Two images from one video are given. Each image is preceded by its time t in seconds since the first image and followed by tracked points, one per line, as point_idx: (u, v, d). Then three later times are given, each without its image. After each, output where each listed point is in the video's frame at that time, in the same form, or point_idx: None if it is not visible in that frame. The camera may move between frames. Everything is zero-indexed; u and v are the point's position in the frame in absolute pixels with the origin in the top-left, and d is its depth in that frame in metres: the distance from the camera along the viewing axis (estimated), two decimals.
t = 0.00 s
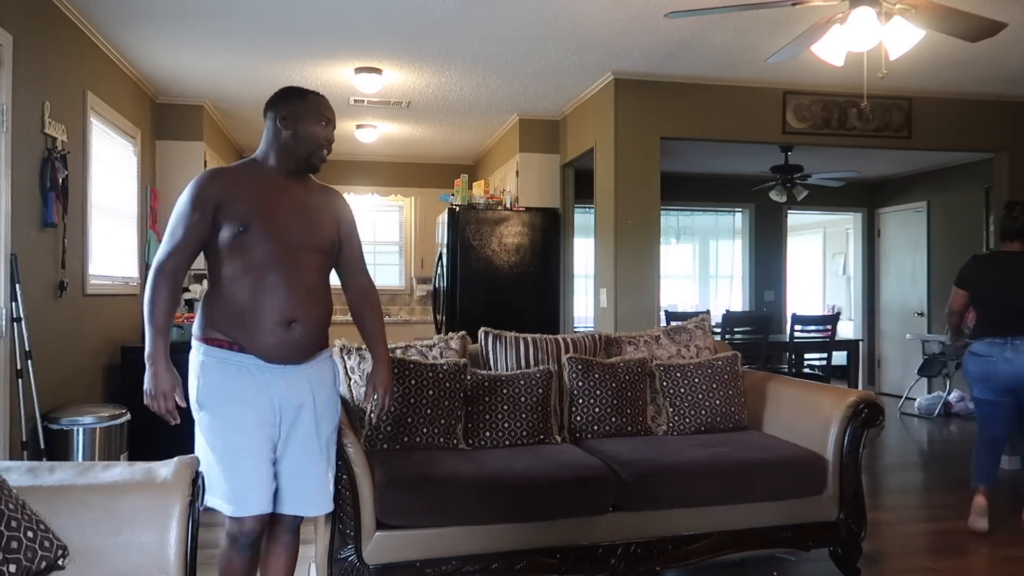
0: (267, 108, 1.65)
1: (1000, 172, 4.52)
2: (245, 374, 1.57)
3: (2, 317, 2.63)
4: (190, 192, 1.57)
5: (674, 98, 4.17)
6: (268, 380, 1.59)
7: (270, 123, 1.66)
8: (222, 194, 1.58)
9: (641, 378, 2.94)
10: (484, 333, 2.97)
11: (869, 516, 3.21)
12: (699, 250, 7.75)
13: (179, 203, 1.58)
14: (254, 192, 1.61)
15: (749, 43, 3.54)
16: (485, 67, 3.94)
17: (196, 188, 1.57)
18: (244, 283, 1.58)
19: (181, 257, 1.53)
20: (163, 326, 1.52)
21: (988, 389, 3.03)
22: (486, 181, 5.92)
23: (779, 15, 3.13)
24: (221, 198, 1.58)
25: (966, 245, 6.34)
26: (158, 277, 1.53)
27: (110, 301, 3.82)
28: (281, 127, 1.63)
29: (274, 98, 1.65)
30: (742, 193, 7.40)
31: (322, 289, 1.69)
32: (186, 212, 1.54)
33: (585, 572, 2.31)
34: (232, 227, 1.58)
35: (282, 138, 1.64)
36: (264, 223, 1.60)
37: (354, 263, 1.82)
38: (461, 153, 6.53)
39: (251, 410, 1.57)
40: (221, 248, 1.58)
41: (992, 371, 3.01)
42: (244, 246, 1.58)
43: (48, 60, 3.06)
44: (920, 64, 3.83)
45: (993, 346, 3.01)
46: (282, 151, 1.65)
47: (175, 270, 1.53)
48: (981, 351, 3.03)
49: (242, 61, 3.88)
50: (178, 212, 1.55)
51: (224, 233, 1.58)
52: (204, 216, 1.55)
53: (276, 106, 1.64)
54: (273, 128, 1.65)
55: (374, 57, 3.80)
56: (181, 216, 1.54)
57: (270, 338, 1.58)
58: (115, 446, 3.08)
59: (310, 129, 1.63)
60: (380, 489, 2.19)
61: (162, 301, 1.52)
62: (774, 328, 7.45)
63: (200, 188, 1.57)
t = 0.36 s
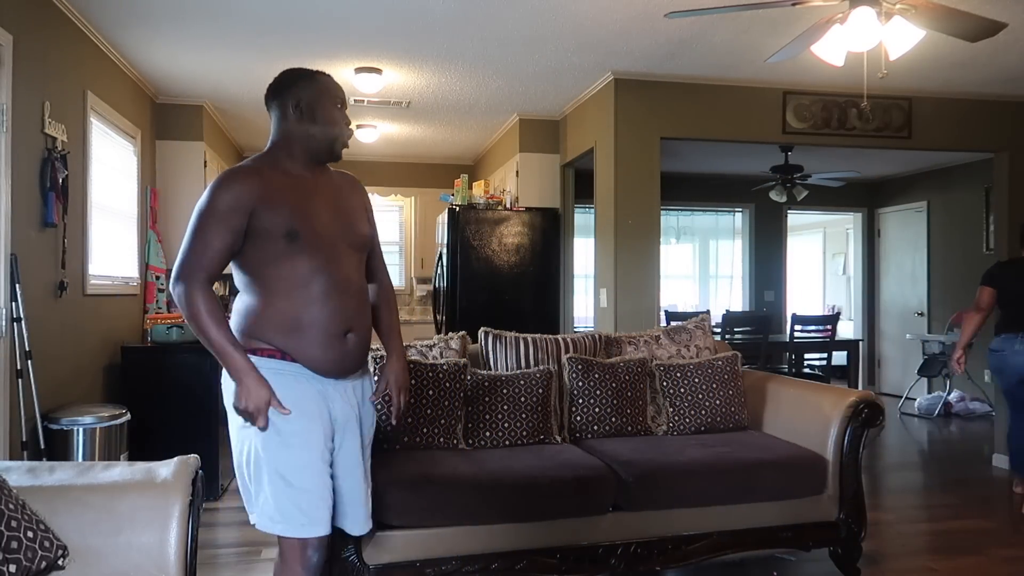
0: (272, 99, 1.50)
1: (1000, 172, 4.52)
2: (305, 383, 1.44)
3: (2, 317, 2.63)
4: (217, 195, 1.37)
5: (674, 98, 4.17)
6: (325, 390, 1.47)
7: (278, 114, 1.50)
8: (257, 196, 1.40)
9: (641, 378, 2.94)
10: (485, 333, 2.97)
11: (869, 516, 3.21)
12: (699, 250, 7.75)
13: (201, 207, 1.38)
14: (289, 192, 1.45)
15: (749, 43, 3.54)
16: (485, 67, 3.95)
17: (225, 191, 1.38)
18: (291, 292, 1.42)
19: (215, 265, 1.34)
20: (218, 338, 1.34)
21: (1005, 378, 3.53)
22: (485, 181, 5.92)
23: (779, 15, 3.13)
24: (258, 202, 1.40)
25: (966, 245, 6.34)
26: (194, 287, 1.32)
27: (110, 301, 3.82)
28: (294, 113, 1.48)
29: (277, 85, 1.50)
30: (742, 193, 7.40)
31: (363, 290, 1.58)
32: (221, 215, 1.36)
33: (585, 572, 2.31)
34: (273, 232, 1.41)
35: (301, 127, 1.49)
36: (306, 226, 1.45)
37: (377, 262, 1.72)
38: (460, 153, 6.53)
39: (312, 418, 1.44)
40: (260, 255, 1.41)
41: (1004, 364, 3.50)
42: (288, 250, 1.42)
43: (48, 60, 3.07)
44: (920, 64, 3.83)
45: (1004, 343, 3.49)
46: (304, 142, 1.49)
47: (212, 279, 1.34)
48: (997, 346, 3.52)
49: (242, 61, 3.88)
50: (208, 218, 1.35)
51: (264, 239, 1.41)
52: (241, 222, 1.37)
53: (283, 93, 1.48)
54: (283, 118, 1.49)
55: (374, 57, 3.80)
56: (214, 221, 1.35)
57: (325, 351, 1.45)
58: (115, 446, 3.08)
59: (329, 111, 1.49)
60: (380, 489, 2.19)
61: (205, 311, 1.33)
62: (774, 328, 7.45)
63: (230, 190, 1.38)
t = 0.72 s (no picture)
0: (319, 84, 1.43)
1: (999, 173, 4.52)
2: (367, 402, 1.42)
3: (2, 317, 2.63)
4: (301, 192, 1.30)
5: (674, 97, 4.16)
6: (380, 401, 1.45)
7: (321, 101, 1.44)
8: (342, 197, 1.34)
9: (641, 378, 2.94)
10: (485, 333, 2.97)
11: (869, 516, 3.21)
12: (699, 250, 7.75)
13: (282, 202, 1.30)
14: (362, 190, 1.39)
15: (749, 43, 3.54)
16: (485, 67, 3.94)
17: (307, 187, 1.30)
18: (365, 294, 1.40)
19: (311, 273, 1.30)
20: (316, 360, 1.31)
21: None
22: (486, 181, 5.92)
23: (780, 15, 3.14)
24: (342, 203, 1.34)
25: (966, 245, 6.34)
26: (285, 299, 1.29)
27: (110, 301, 3.82)
28: (345, 99, 1.43)
29: (314, 70, 1.44)
30: (742, 193, 7.40)
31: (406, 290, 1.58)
32: (309, 215, 1.29)
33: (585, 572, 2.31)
34: (353, 232, 1.36)
35: (355, 116, 1.44)
36: (377, 229, 1.41)
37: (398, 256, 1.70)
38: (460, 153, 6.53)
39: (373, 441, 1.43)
40: (339, 259, 1.35)
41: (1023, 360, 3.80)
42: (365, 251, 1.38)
43: (49, 60, 3.07)
44: (920, 65, 3.83)
45: None
46: (359, 132, 1.45)
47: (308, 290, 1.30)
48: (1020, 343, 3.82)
49: (243, 61, 3.88)
50: (293, 219, 1.29)
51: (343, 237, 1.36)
52: (328, 223, 1.31)
53: (327, 78, 1.42)
54: (329, 105, 1.43)
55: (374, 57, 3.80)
56: (301, 223, 1.29)
57: (388, 352, 1.46)
58: (115, 446, 3.08)
59: (378, 96, 1.46)
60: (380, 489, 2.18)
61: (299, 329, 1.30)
62: (774, 328, 7.45)
63: (313, 188, 1.30)
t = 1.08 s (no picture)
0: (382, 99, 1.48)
1: (1000, 173, 4.52)
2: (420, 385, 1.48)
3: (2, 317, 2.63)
4: (375, 186, 1.35)
5: (674, 97, 4.16)
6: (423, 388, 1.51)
7: (375, 120, 1.48)
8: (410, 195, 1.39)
9: (641, 378, 2.94)
10: (484, 333, 2.97)
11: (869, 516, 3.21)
12: (699, 250, 7.75)
13: (358, 195, 1.34)
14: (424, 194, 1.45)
15: (749, 43, 3.54)
16: (485, 67, 3.94)
17: (383, 182, 1.35)
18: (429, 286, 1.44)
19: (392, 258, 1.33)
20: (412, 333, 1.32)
21: None
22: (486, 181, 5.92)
23: (779, 15, 3.14)
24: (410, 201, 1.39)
25: (967, 245, 6.34)
26: (375, 279, 1.30)
27: (110, 301, 3.82)
28: (398, 116, 1.47)
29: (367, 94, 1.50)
30: (742, 193, 7.40)
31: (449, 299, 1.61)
32: (386, 205, 1.34)
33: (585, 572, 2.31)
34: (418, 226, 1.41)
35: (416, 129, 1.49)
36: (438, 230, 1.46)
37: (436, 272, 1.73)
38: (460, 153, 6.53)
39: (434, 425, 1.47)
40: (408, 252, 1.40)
41: None
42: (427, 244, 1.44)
43: (49, 60, 3.07)
44: (920, 65, 3.83)
45: None
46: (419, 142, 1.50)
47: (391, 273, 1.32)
48: None
49: (243, 61, 3.88)
50: (373, 207, 1.33)
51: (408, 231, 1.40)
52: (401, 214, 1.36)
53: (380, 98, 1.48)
54: (382, 122, 1.47)
55: (374, 57, 3.80)
56: (380, 212, 1.33)
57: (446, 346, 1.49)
58: (115, 446, 3.08)
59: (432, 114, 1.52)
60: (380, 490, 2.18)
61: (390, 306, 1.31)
62: (774, 328, 7.45)
63: (388, 184, 1.36)
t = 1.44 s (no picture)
0: (406, 113, 1.64)
1: (999, 173, 4.51)
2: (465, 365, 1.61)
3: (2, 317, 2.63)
4: (421, 186, 1.51)
5: (674, 97, 4.16)
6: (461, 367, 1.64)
7: (406, 135, 1.63)
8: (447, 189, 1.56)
9: (641, 378, 2.94)
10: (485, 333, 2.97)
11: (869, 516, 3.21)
12: (699, 250, 7.75)
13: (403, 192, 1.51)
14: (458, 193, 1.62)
15: (749, 44, 3.53)
16: (485, 67, 3.94)
17: (423, 180, 1.52)
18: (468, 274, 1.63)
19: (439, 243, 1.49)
20: (474, 311, 1.51)
21: None
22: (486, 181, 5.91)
23: (779, 15, 3.14)
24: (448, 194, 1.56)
25: (967, 245, 6.34)
26: (427, 262, 1.46)
27: (110, 301, 3.82)
28: (428, 129, 1.63)
29: (395, 111, 1.65)
30: (742, 193, 7.40)
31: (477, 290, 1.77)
32: (433, 203, 1.50)
33: (586, 572, 2.31)
34: (458, 221, 1.59)
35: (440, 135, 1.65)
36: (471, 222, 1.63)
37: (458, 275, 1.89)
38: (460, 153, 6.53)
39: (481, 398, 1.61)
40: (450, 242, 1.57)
41: None
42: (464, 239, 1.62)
43: (48, 60, 3.06)
44: (920, 65, 3.83)
45: None
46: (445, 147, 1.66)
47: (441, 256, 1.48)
48: None
49: (242, 61, 3.88)
50: (418, 201, 1.49)
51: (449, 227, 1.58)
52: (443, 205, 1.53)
53: (409, 115, 1.64)
54: (413, 134, 1.62)
55: (374, 57, 3.80)
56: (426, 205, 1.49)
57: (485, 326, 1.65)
58: (115, 446, 3.08)
59: (452, 121, 1.69)
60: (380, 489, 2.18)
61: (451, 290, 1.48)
62: (774, 328, 7.45)
63: (428, 181, 1.52)
